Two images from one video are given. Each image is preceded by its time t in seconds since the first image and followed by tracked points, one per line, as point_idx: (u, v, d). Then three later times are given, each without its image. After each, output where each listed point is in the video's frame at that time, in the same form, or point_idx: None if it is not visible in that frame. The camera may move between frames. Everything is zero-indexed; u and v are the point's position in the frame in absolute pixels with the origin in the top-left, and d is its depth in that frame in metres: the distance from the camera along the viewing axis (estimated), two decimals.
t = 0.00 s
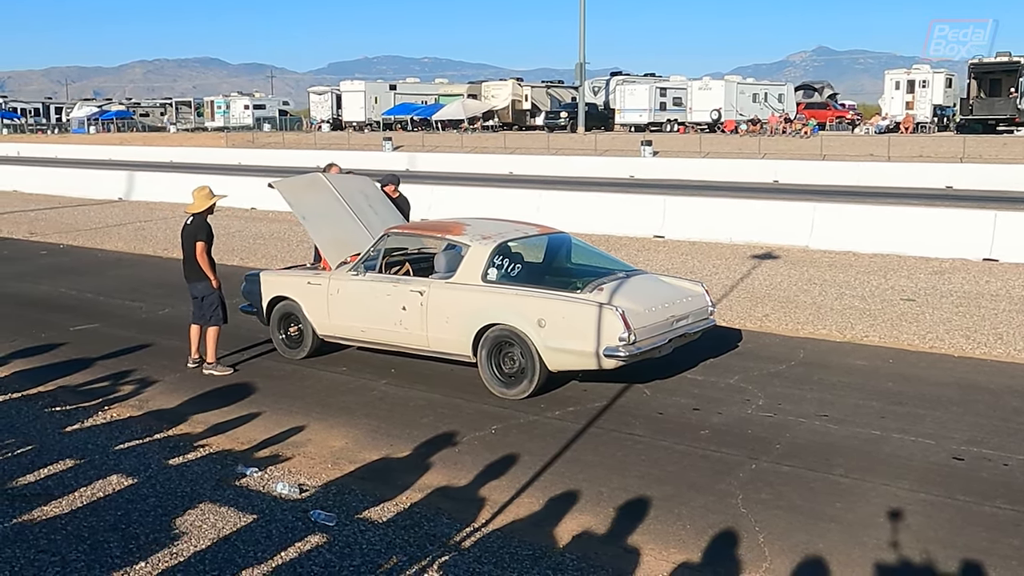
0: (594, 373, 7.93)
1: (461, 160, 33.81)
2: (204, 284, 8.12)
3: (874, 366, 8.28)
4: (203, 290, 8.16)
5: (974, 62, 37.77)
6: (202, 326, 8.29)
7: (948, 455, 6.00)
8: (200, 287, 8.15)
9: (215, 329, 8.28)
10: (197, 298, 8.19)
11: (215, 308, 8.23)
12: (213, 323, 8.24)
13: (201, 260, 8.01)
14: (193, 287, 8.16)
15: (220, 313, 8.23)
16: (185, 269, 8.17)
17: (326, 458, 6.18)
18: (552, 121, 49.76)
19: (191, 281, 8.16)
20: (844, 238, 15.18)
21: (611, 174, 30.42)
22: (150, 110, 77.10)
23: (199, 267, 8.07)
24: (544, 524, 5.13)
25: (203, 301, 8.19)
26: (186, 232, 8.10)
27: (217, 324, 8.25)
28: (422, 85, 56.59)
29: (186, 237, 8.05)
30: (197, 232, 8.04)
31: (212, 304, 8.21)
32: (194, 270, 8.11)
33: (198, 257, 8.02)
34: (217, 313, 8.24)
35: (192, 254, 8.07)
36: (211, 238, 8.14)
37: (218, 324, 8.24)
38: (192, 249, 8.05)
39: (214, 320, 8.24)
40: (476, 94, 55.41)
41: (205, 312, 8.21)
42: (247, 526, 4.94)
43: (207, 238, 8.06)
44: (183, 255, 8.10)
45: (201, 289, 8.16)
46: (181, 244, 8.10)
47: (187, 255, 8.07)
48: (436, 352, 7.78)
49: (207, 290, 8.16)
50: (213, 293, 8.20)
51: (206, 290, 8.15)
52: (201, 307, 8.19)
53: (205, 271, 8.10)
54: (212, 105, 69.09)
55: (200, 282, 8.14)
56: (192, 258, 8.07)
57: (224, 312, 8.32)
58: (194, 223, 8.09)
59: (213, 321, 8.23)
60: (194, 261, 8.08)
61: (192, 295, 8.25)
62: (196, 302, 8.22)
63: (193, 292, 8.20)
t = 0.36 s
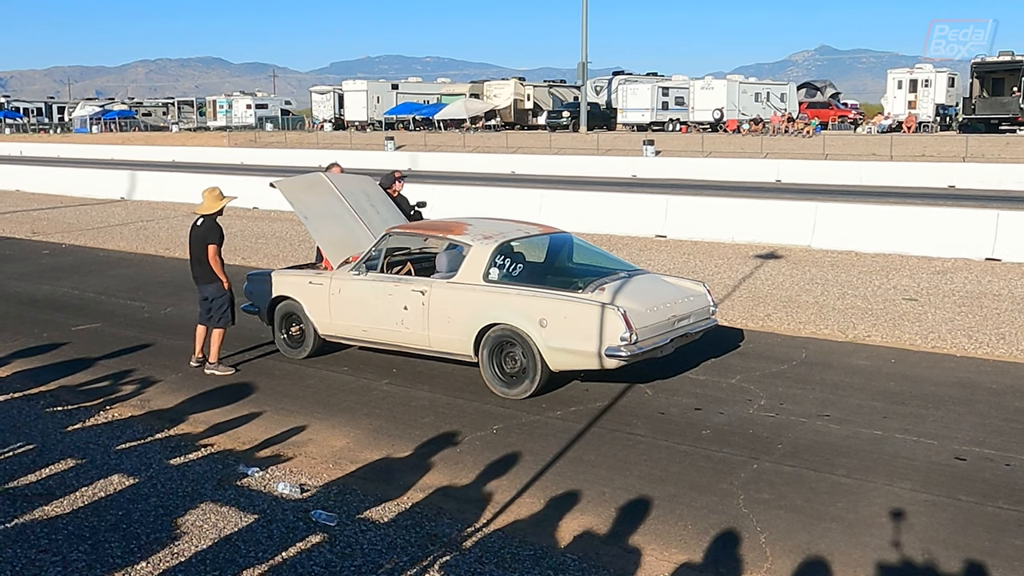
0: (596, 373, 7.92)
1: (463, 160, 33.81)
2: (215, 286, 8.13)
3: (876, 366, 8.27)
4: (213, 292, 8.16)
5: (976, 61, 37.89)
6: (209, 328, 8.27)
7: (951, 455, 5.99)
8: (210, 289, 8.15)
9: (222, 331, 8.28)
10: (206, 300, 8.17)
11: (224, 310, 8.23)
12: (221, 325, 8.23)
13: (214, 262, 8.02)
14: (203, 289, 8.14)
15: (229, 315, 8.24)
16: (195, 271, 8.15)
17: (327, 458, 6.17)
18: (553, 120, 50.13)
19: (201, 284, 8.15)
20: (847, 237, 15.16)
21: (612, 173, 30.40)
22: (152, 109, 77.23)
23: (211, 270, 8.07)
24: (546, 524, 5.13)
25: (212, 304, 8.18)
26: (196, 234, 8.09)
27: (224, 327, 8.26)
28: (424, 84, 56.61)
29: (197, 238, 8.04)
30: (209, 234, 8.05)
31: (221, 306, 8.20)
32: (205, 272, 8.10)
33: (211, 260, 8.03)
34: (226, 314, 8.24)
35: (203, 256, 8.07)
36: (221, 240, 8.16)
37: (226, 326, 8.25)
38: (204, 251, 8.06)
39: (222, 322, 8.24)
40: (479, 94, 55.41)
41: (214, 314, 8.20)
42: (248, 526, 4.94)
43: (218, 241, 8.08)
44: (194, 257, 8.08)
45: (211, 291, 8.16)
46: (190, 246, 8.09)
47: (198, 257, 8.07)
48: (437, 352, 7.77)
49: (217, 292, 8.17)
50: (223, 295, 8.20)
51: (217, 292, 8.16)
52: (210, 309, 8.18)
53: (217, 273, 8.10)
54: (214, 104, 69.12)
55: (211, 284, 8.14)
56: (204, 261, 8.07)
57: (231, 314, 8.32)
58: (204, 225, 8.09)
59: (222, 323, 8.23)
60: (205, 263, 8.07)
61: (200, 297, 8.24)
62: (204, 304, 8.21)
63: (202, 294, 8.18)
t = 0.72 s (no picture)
0: (600, 372, 7.92)
1: (467, 159, 33.83)
2: (222, 285, 8.15)
3: (881, 365, 8.26)
4: (220, 290, 8.18)
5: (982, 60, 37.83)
6: (213, 328, 8.26)
7: (955, 455, 5.97)
8: (217, 288, 8.17)
9: (225, 330, 8.28)
10: (212, 299, 8.18)
11: (229, 310, 8.25)
12: (226, 324, 8.23)
13: (223, 261, 8.06)
14: (209, 288, 8.16)
15: (233, 314, 8.25)
16: (202, 270, 8.16)
17: (332, 457, 6.18)
18: (558, 119, 50.35)
19: (207, 282, 8.16)
20: (851, 236, 15.16)
21: (616, 172, 30.39)
22: (156, 108, 77.41)
23: (219, 269, 8.10)
24: (550, 521, 5.14)
25: (218, 302, 8.19)
26: (204, 233, 8.10)
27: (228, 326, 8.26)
28: (428, 84, 56.67)
29: (206, 237, 8.06)
30: (219, 234, 8.08)
31: (227, 306, 8.22)
32: (213, 270, 8.12)
33: (220, 259, 8.06)
34: (231, 314, 8.25)
35: (212, 256, 8.09)
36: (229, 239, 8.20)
37: (230, 325, 8.25)
38: (213, 250, 8.08)
39: (226, 322, 8.24)
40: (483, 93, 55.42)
41: (219, 313, 8.21)
42: (252, 525, 4.95)
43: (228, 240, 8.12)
44: (202, 257, 8.09)
45: (217, 290, 8.18)
46: (199, 245, 8.11)
47: (206, 255, 8.08)
48: (442, 351, 7.78)
49: (224, 291, 8.19)
50: (229, 294, 8.22)
51: (223, 291, 8.18)
52: (216, 307, 8.19)
53: (225, 272, 8.13)
54: (219, 104, 69.20)
55: (218, 283, 8.16)
56: (212, 259, 8.09)
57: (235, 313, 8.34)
58: (213, 224, 8.12)
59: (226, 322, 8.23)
60: (214, 262, 8.10)
61: (206, 296, 8.25)
62: (209, 303, 8.21)
63: (208, 293, 8.19)
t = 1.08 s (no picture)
0: (604, 371, 7.93)
1: (472, 159, 33.84)
2: (224, 283, 8.16)
3: (885, 364, 8.25)
4: (221, 289, 8.19)
5: (988, 60, 37.34)
6: (216, 325, 8.28)
7: (960, 455, 5.97)
8: (218, 286, 8.18)
9: (228, 328, 8.30)
10: (214, 297, 8.20)
11: (231, 308, 8.26)
12: (228, 322, 8.25)
13: (223, 259, 8.07)
14: (211, 286, 8.18)
15: (236, 312, 8.27)
16: (203, 268, 8.18)
17: (336, 455, 6.19)
18: (563, 119, 49.77)
19: (209, 280, 8.18)
20: (856, 236, 15.12)
21: (621, 172, 30.37)
22: (162, 107, 77.55)
23: (219, 267, 8.11)
24: (554, 520, 5.15)
25: (219, 300, 8.21)
26: (205, 232, 8.12)
27: (231, 324, 8.28)
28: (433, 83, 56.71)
29: (206, 236, 8.08)
30: (218, 232, 8.09)
31: (229, 303, 8.24)
32: (214, 269, 8.13)
33: (220, 258, 8.07)
34: (233, 312, 8.27)
35: (212, 255, 8.11)
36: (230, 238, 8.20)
37: (232, 323, 8.27)
38: (212, 249, 8.09)
39: (228, 319, 8.26)
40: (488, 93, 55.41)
41: (221, 311, 8.23)
42: (257, 523, 4.97)
43: (228, 238, 8.12)
44: (203, 255, 8.11)
45: (219, 289, 8.19)
46: (200, 244, 8.12)
47: (206, 254, 8.10)
48: (446, 350, 7.79)
49: (225, 289, 8.20)
50: (231, 292, 8.23)
51: (225, 290, 8.19)
52: (218, 306, 8.21)
53: (225, 271, 8.14)
54: (224, 104, 69.29)
55: (219, 281, 8.17)
56: (212, 258, 8.10)
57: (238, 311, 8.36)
58: (213, 223, 8.13)
59: (228, 320, 8.25)
60: (214, 261, 8.11)
61: (208, 294, 8.27)
62: (211, 302, 8.24)
63: (210, 291, 8.21)
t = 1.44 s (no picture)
0: (606, 370, 7.93)
1: (474, 158, 33.84)
2: (221, 282, 8.16)
3: (887, 364, 8.24)
4: (219, 287, 8.19)
5: (991, 59, 37.55)
6: (217, 324, 8.30)
7: (962, 454, 5.97)
8: (216, 285, 8.19)
9: (228, 326, 8.31)
10: (213, 295, 8.21)
11: (230, 306, 8.27)
12: (228, 320, 8.27)
13: (218, 258, 8.06)
14: (209, 285, 8.19)
15: (235, 310, 8.27)
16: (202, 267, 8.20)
17: (338, 454, 6.20)
18: (564, 118, 49.82)
19: (207, 279, 8.19)
20: (858, 235, 15.10)
21: (622, 171, 30.36)
22: (164, 107, 77.59)
23: (216, 266, 8.11)
24: (556, 519, 5.15)
25: (218, 299, 8.22)
26: (202, 231, 8.12)
27: (230, 322, 8.29)
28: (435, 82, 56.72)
29: (202, 235, 8.08)
30: (214, 231, 8.08)
31: (228, 302, 8.24)
32: (211, 267, 8.14)
33: (215, 256, 8.06)
34: (232, 310, 8.27)
35: (209, 253, 8.11)
36: (227, 236, 8.19)
37: (232, 321, 8.28)
38: (209, 248, 8.09)
39: (228, 317, 8.28)
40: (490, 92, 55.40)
41: (220, 310, 8.24)
42: (259, 521, 4.97)
43: (223, 237, 8.11)
44: (200, 254, 8.12)
45: (217, 287, 8.19)
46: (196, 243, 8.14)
47: (203, 252, 8.10)
48: (448, 349, 7.79)
49: (223, 288, 8.20)
50: (229, 290, 8.23)
51: (223, 288, 8.19)
52: (217, 304, 8.23)
53: (222, 270, 8.13)
54: (226, 103, 69.30)
55: (217, 280, 8.17)
56: (208, 256, 8.11)
57: (238, 309, 8.36)
58: (210, 221, 8.12)
59: (227, 318, 8.27)
60: (211, 260, 8.11)
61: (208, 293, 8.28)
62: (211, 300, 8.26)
63: (209, 290, 8.23)
